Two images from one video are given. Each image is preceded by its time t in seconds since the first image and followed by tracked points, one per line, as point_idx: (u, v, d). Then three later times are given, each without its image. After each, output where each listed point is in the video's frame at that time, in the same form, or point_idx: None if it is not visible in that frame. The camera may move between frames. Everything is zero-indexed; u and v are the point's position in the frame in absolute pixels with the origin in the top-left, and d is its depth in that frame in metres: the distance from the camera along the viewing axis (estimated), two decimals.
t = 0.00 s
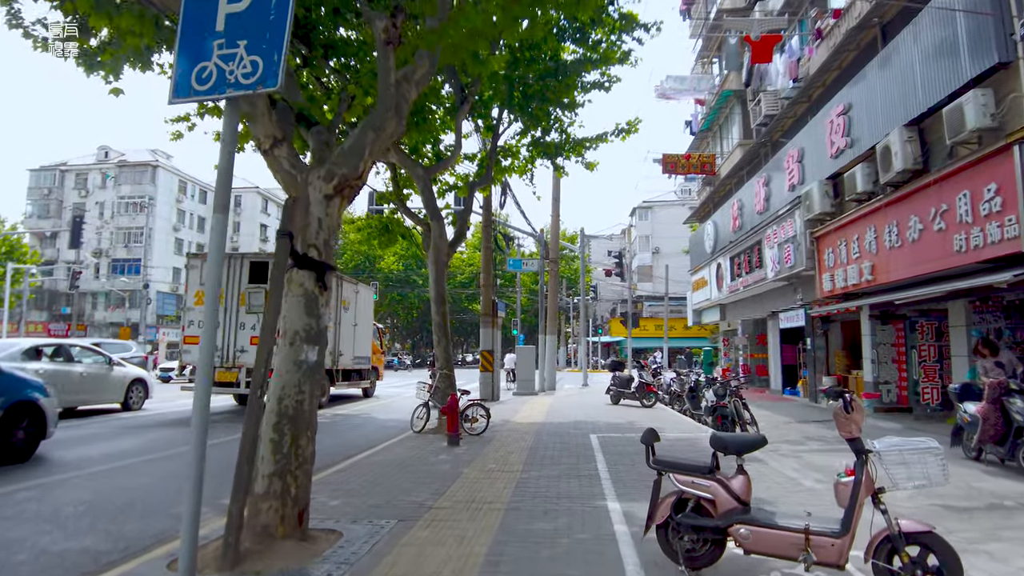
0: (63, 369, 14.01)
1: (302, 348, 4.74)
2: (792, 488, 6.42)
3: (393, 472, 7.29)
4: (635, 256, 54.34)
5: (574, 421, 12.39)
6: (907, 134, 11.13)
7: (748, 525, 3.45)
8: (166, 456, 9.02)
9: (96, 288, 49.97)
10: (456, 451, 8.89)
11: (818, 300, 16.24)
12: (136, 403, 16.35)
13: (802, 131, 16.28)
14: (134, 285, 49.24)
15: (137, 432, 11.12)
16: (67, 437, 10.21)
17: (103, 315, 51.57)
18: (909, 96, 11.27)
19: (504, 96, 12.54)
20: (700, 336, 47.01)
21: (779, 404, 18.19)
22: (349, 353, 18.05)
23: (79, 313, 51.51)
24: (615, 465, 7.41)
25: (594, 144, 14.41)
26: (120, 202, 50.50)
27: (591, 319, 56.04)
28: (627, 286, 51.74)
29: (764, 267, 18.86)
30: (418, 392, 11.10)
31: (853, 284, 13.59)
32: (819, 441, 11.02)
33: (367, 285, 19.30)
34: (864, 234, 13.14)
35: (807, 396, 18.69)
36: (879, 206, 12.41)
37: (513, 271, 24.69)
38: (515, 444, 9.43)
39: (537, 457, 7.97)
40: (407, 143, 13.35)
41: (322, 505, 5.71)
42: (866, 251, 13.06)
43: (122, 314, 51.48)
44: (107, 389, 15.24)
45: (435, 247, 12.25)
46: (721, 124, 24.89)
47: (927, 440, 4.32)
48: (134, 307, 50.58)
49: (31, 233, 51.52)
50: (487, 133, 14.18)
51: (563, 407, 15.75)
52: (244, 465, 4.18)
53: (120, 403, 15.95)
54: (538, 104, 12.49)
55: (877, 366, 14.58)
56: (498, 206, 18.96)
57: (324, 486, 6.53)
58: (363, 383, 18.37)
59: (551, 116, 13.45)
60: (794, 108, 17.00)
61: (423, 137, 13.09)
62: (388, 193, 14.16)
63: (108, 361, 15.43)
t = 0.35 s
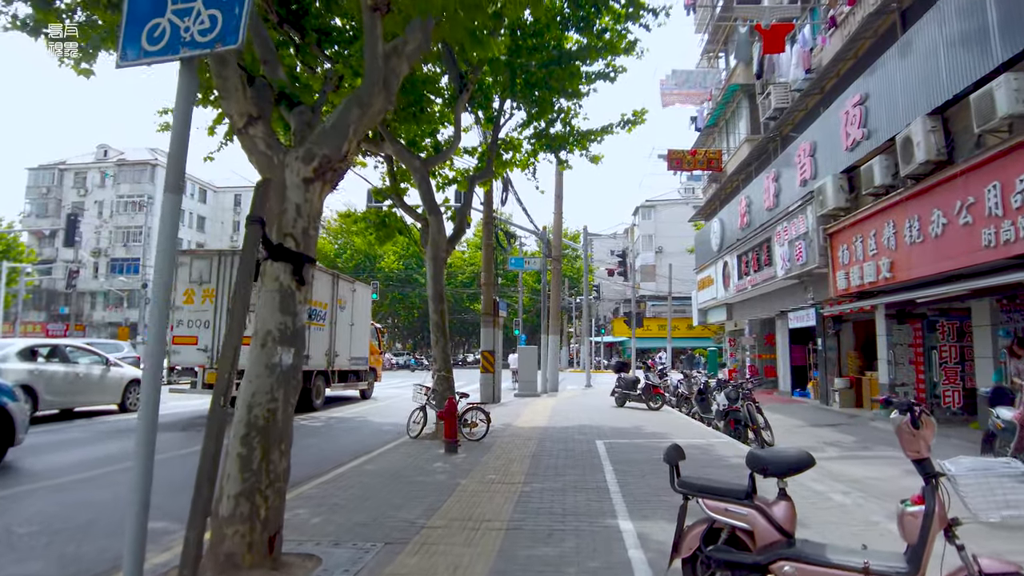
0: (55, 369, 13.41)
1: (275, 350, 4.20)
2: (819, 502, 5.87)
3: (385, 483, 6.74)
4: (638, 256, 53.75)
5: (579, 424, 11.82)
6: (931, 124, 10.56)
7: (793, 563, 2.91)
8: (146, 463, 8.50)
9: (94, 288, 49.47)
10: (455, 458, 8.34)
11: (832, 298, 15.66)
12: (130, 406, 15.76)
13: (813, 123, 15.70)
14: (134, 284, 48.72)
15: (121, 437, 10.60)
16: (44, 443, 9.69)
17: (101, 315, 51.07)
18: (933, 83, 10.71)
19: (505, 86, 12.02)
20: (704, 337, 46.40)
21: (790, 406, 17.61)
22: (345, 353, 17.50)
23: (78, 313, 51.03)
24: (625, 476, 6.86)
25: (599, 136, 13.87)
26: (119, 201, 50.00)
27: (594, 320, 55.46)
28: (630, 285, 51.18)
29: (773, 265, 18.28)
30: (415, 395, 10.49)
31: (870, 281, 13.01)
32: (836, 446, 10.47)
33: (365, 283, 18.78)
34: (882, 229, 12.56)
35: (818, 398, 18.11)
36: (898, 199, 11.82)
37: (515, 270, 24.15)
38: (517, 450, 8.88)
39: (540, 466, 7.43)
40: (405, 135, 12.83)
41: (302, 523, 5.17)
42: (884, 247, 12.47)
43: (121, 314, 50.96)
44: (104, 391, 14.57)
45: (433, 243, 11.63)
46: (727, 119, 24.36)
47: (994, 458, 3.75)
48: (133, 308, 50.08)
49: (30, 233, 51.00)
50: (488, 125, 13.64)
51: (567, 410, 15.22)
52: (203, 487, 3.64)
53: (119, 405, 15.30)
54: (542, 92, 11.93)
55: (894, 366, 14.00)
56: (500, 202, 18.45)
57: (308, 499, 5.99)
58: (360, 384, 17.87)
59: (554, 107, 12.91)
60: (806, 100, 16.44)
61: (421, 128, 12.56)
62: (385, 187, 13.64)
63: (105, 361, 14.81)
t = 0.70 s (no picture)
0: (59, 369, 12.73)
1: (236, 343, 3.66)
2: (847, 513, 5.33)
3: (372, 490, 6.21)
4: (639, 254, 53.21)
5: (581, 425, 11.28)
6: (954, 108, 10.04)
7: None
8: (120, 469, 7.95)
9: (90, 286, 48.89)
10: (449, 462, 7.81)
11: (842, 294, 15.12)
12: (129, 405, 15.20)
13: (825, 112, 15.12)
14: (130, 282, 48.12)
15: (100, 438, 10.08)
16: (15, 445, 9.15)
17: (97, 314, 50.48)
18: (955, 64, 10.16)
19: (503, 69, 11.48)
20: (706, 336, 45.88)
21: (798, 406, 17.07)
22: (339, 351, 16.97)
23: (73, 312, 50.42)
24: (632, 483, 6.32)
25: (602, 125, 13.31)
26: (116, 199, 49.41)
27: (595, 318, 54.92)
28: (631, 284, 50.64)
29: (781, 260, 17.72)
30: (408, 395, 9.93)
31: (886, 276, 12.45)
32: (853, 449, 9.94)
33: (360, 279, 18.25)
34: (898, 220, 12.00)
35: (827, 398, 17.57)
36: (916, 189, 11.27)
37: (515, 267, 23.61)
38: (516, 453, 8.34)
39: (541, 471, 6.90)
40: (400, 123, 12.30)
41: (274, 539, 4.63)
42: (900, 239, 11.92)
43: (117, 313, 50.35)
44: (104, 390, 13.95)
45: (428, 237, 10.99)
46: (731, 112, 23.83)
47: None
48: (129, 307, 49.46)
49: (25, 231, 50.40)
50: (486, 112, 13.10)
51: (568, 410, 14.67)
52: (143, 504, 3.10)
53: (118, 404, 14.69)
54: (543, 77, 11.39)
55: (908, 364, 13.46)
56: (500, 196, 17.92)
57: (285, 510, 5.46)
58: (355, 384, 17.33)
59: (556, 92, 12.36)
60: (816, 89, 15.88)
61: (416, 115, 12.03)
62: (379, 177, 13.11)
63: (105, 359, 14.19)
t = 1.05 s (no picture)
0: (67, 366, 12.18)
1: (188, 336, 3.16)
2: (878, 525, 4.82)
3: (357, 500, 5.70)
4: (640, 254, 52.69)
5: (583, 428, 10.78)
6: (973, 95, 9.52)
7: None
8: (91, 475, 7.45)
9: (85, 287, 48.32)
10: (443, 467, 7.31)
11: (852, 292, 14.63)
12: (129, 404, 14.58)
13: (834, 103, 14.61)
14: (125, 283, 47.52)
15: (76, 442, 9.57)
16: None
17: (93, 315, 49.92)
18: (975, 48, 9.67)
19: (501, 55, 10.95)
20: (708, 336, 45.36)
21: (806, 407, 16.56)
22: (332, 352, 16.45)
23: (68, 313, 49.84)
24: (640, 492, 5.82)
25: (604, 115, 12.78)
26: (111, 198, 48.84)
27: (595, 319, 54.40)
28: (632, 283, 50.12)
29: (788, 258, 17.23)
30: (401, 396, 9.42)
31: (899, 272, 11.94)
32: (869, 453, 9.43)
33: (354, 277, 17.74)
34: (913, 213, 11.49)
35: (835, 399, 17.08)
36: (933, 180, 10.76)
37: (514, 265, 23.10)
38: (515, 457, 7.84)
39: (540, 479, 6.39)
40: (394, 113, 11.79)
41: (240, 559, 4.13)
42: (916, 233, 11.41)
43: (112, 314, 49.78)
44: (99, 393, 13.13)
45: (421, 230, 10.46)
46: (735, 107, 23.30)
47: None
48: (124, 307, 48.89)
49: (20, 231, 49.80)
50: (483, 101, 12.60)
51: (568, 412, 14.15)
52: (63, 527, 2.62)
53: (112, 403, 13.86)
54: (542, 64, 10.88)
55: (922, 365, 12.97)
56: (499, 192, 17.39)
57: (260, 524, 4.97)
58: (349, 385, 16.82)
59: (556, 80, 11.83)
60: (824, 80, 15.37)
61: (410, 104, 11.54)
62: (373, 169, 12.61)
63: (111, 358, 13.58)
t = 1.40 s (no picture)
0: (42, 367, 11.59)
1: (110, 337, 2.64)
2: (917, 549, 4.27)
3: (336, 518, 5.16)
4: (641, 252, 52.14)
5: (585, 432, 10.23)
6: (999, 80, 8.98)
7: None
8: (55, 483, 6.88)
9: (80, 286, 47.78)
10: (434, 477, 6.77)
11: (863, 290, 14.07)
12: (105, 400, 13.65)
13: (844, 94, 14.07)
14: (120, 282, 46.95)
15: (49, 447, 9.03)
16: None
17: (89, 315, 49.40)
18: (999, 31, 9.15)
19: (497, 41, 10.41)
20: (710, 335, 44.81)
21: (815, 408, 16.02)
22: (323, 351, 15.91)
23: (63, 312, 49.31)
24: (648, 508, 5.28)
25: (606, 104, 12.24)
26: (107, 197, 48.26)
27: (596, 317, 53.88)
28: (632, 282, 49.60)
29: (795, 254, 16.69)
30: (391, 399, 8.86)
31: (916, 268, 11.38)
32: (888, 460, 8.88)
33: (347, 274, 17.20)
34: (931, 206, 10.93)
35: (845, 400, 16.53)
36: (953, 171, 10.20)
37: (513, 262, 22.56)
38: (511, 466, 7.29)
39: (538, 492, 5.85)
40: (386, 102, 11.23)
41: None
42: (934, 227, 10.85)
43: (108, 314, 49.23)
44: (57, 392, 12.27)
45: (414, 223, 9.91)
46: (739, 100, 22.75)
47: None
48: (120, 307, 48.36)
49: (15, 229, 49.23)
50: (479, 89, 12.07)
51: (567, 414, 13.59)
52: None
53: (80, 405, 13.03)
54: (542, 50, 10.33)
55: (940, 365, 12.38)
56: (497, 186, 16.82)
57: (224, 547, 4.43)
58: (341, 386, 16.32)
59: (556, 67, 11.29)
60: (835, 70, 14.82)
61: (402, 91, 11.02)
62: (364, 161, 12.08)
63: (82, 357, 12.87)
